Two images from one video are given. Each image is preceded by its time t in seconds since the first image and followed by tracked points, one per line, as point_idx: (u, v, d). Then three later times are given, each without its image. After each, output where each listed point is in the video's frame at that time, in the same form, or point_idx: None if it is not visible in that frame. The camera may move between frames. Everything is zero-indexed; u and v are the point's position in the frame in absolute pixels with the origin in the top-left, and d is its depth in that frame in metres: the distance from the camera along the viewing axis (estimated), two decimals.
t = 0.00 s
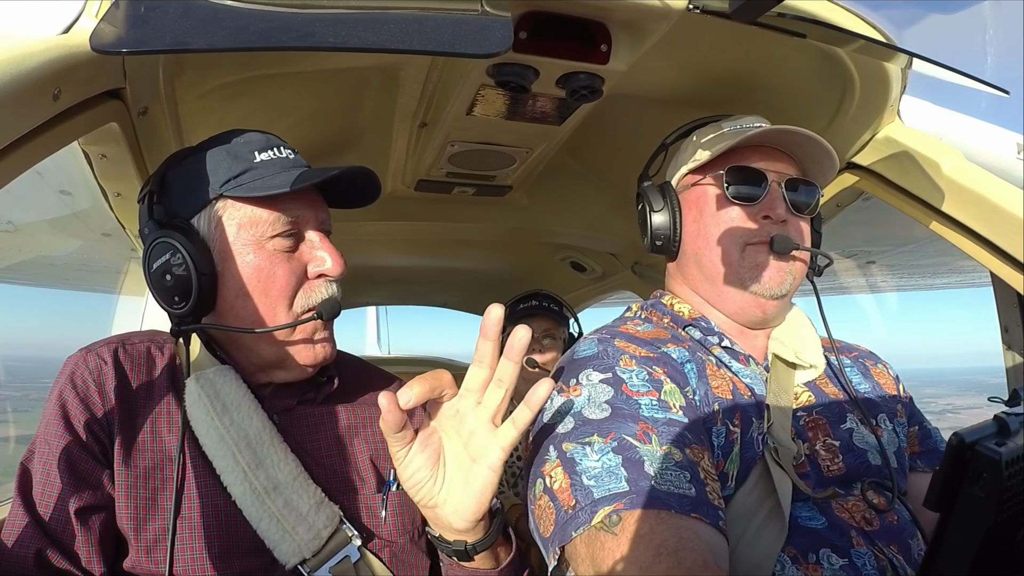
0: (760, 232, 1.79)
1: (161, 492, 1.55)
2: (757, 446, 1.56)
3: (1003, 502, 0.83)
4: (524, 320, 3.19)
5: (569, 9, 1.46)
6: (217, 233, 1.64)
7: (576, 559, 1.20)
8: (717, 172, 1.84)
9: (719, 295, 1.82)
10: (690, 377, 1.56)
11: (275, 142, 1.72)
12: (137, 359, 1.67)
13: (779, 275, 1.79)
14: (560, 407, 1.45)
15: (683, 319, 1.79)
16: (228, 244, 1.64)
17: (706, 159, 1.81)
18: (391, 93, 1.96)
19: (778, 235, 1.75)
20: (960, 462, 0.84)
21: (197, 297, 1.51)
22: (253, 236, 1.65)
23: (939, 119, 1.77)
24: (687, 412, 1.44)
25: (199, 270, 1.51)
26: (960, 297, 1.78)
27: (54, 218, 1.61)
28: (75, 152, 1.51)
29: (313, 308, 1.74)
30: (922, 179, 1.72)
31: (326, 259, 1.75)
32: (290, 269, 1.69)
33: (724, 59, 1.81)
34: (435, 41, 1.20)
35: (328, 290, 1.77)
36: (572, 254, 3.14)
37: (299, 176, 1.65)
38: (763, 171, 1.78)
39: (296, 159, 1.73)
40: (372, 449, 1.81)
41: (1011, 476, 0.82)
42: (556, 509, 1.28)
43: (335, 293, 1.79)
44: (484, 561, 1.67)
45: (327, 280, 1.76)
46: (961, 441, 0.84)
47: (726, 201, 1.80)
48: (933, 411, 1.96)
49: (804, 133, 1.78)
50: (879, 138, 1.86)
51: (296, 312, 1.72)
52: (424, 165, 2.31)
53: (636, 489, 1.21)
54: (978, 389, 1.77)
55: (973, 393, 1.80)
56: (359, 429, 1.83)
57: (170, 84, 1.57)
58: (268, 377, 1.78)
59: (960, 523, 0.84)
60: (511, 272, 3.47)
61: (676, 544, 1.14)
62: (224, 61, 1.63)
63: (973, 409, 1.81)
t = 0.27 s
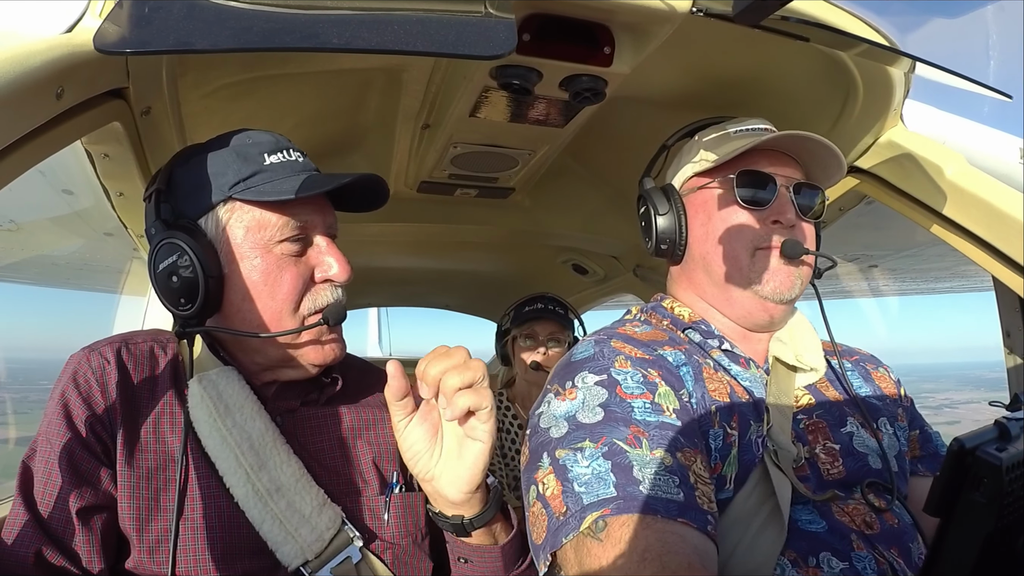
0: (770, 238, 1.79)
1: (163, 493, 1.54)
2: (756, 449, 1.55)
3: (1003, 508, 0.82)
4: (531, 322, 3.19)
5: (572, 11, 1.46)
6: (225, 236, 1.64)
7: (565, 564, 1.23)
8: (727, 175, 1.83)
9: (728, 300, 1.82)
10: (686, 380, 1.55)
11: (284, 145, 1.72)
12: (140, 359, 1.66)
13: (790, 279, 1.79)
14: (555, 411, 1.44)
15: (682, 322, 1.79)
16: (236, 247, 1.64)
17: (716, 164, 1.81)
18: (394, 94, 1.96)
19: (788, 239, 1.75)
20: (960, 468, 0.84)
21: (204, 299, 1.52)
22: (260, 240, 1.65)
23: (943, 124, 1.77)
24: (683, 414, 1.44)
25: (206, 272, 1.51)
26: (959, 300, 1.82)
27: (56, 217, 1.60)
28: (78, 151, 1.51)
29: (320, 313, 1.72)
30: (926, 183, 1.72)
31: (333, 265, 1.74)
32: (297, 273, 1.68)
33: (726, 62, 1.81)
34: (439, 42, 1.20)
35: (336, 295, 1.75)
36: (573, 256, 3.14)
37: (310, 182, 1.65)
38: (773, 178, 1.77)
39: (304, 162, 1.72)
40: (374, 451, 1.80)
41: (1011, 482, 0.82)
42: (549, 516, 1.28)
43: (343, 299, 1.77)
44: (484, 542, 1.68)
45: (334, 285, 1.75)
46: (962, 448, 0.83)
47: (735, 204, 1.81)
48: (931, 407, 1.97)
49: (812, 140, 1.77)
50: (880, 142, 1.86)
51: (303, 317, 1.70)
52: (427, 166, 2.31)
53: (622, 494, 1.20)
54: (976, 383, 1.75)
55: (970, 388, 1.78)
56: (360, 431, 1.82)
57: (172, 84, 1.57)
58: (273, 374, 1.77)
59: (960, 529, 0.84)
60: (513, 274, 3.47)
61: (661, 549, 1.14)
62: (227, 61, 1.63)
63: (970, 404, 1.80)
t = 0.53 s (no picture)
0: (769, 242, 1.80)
1: (164, 495, 1.54)
2: (759, 451, 1.55)
3: (1003, 509, 0.82)
4: (531, 323, 3.18)
5: (573, 11, 1.46)
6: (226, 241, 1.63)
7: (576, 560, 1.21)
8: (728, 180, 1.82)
9: (727, 302, 1.81)
10: (689, 383, 1.55)
11: (286, 148, 1.72)
12: (141, 361, 1.66)
13: (790, 283, 1.79)
14: (559, 412, 1.44)
15: (682, 326, 1.79)
16: (237, 252, 1.64)
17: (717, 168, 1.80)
18: (394, 94, 1.95)
19: (789, 245, 1.76)
20: (960, 469, 0.84)
21: (204, 303, 1.50)
22: (260, 246, 1.65)
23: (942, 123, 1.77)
24: (688, 416, 1.45)
25: (206, 276, 1.50)
26: (959, 301, 1.80)
27: (57, 218, 1.60)
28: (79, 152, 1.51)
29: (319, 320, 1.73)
30: (927, 182, 1.72)
31: (334, 271, 1.73)
32: (297, 280, 1.68)
33: (727, 63, 1.81)
34: (440, 42, 1.20)
35: (335, 301, 1.75)
36: (574, 257, 3.14)
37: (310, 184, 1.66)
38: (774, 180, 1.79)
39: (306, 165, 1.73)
40: (374, 453, 1.80)
41: (1011, 483, 0.82)
42: (560, 513, 1.28)
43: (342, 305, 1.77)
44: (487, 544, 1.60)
45: (334, 291, 1.75)
46: (963, 450, 0.83)
47: (735, 204, 1.81)
48: (927, 400, 1.96)
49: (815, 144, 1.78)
50: (880, 142, 1.86)
51: (302, 323, 1.71)
52: (427, 167, 2.30)
53: (637, 491, 1.20)
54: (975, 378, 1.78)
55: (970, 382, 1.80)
56: (360, 433, 1.82)
57: (173, 85, 1.57)
58: (272, 382, 1.77)
59: (962, 531, 0.84)
60: (513, 275, 3.47)
61: (682, 549, 1.14)
62: (227, 63, 1.63)
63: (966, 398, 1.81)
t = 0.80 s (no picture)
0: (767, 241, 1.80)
1: (162, 493, 1.54)
2: (759, 448, 1.55)
3: (1003, 511, 0.82)
4: (526, 321, 3.19)
5: (572, 9, 1.45)
6: (221, 239, 1.64)
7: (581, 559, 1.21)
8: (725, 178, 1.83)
9: (726, 301, 1.81)
10: (691, 380, 1.55)
11: (281, 146, 1.72)
12: (139, 359, 1.66)
13: (788, 281, 1.80)
14: (562, 407, 1.44)
15: (682, 323, 1.79)
16: (232, 251, 1.64)
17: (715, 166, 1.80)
18: (393, 93, 1.96)
19: (787, 243, 1.76)
20: (959, 470, 0.84)
21: (199, 301, 1.51)
22: (255, 244, 1.65)
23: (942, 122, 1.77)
24: (690, 412, 1.45)
25: (200, 276, 1.51)
26: (958, 299, 1.80)
27: (56, 217, 1.60)
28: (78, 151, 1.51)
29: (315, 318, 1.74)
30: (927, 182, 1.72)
31: (329, 269, 1.74)
32: (292, 278, 1.69)
33: (727, 61, 1.81)
34: (439, 41, 1.19)
35: (331, 299, 1.76)
36: (574, 255, 3.14)
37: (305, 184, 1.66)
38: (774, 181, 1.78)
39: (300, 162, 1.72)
40: (372, 451, 1.80)
41: (1011, 484, 0.82)
42: (564, 510, 1.28)
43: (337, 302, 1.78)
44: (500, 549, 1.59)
45: (330, 289, 1.75)
46: (962, 451, 0.83)
47: (732, 202, 1.81)
48: (925, 394, 1.97)
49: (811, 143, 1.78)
50: (879, 140, 1.87)
51: (298, 322, 1.72)
52: (427, 165, 2.31)
53: (644, 486, 1.21)
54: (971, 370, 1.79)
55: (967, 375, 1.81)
56: (358, 431, 1.82)
57: (172, 84, 1.57)
58: (271, 382, 1.78)
59: (961, 532, 0.84)
60: (513, 273, 3.47)
61: (688, 543, 1.15)
62: (226, 61, 1.63)
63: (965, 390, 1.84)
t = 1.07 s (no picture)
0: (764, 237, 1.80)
1: (162, 494, 1.55)
2: (759, 444, 1.55)
3: (1000, 511, 0.82)
4: (507, 318, 3.22)
5: (570, 7, 1.45)
6: (210, 235, 1.64)
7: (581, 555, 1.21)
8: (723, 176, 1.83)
9: (723, 297, 1.81)
10: (691, 377, 1.55)
11: (272, 143, 1.73)
12: (137, 360, 1.67)
13: (786, 279, 1.79)
14: (561, 404, 1.45)
15: (682, 320, 1.79)
16: (223, 247, 1.65)
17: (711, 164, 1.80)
18: (391, 91, 1.96)
19: (785, 240, 1.76)
20: (958, 472, 0.84)
21: (189, 299, 1.51)
22: (245, 239, 1.65)
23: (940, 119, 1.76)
24: (690, 408, 1.45)
25: (191, 272, 1.50)
26: (961, 296, 1.82)
27: (55, 217, 1.61)
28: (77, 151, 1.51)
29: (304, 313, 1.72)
30: (926, 178, 1.72)
31: (320, 264, 1.73)
32: (281, 272, 1.68)
33: (725, 58, 1.81)
34: (437, 40, 1.19)
35: (321, 294, 1.75)
36: (573, 252, 3.14)
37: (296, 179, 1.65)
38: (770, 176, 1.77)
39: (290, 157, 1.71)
40: (371, 449, 1.81)
41: (1008, 484, 0.82)
42: (564, 506, 1.28)
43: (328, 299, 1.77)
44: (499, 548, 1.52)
45: (320, 285, 1.74)
46: (960, 453, 0.83)
47: (730, 199, 1.81)
48: (921, 388, 1.97)
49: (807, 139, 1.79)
50: (879, 136, 1.86)
51: (287, 317, 1.70)
52: (426, 163, 2.30)
53: (644, 482, 1.21)
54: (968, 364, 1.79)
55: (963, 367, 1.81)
56: (358, 429, 1.83)
57: (170, 84, 1.57)
58: (267, 381, 1.79)
59: (960, 533, 0.84)
60: (512, 271, 3.47)
61: (689, 539, 1.15)
62: (224, 60, 1.63)
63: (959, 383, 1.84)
